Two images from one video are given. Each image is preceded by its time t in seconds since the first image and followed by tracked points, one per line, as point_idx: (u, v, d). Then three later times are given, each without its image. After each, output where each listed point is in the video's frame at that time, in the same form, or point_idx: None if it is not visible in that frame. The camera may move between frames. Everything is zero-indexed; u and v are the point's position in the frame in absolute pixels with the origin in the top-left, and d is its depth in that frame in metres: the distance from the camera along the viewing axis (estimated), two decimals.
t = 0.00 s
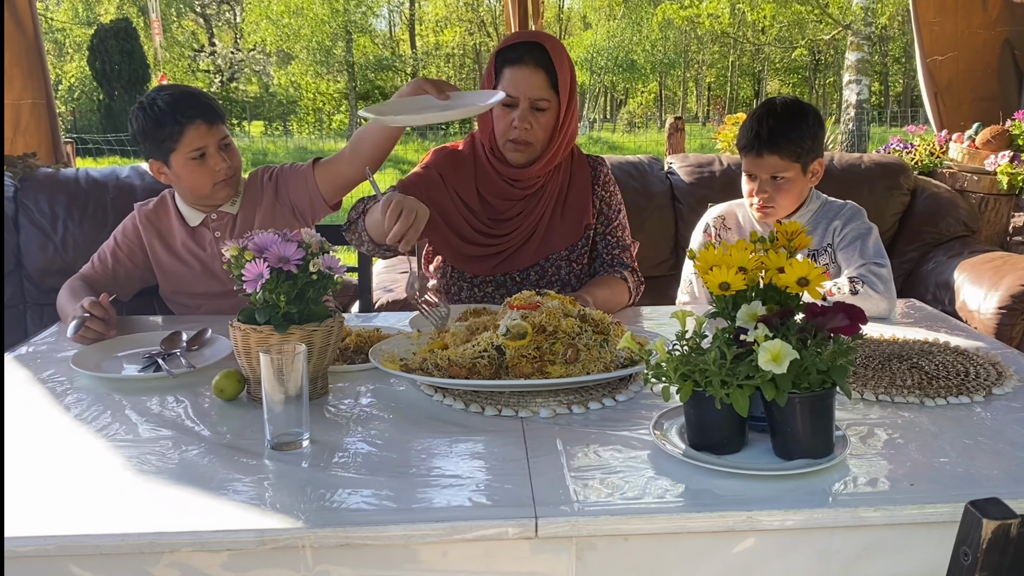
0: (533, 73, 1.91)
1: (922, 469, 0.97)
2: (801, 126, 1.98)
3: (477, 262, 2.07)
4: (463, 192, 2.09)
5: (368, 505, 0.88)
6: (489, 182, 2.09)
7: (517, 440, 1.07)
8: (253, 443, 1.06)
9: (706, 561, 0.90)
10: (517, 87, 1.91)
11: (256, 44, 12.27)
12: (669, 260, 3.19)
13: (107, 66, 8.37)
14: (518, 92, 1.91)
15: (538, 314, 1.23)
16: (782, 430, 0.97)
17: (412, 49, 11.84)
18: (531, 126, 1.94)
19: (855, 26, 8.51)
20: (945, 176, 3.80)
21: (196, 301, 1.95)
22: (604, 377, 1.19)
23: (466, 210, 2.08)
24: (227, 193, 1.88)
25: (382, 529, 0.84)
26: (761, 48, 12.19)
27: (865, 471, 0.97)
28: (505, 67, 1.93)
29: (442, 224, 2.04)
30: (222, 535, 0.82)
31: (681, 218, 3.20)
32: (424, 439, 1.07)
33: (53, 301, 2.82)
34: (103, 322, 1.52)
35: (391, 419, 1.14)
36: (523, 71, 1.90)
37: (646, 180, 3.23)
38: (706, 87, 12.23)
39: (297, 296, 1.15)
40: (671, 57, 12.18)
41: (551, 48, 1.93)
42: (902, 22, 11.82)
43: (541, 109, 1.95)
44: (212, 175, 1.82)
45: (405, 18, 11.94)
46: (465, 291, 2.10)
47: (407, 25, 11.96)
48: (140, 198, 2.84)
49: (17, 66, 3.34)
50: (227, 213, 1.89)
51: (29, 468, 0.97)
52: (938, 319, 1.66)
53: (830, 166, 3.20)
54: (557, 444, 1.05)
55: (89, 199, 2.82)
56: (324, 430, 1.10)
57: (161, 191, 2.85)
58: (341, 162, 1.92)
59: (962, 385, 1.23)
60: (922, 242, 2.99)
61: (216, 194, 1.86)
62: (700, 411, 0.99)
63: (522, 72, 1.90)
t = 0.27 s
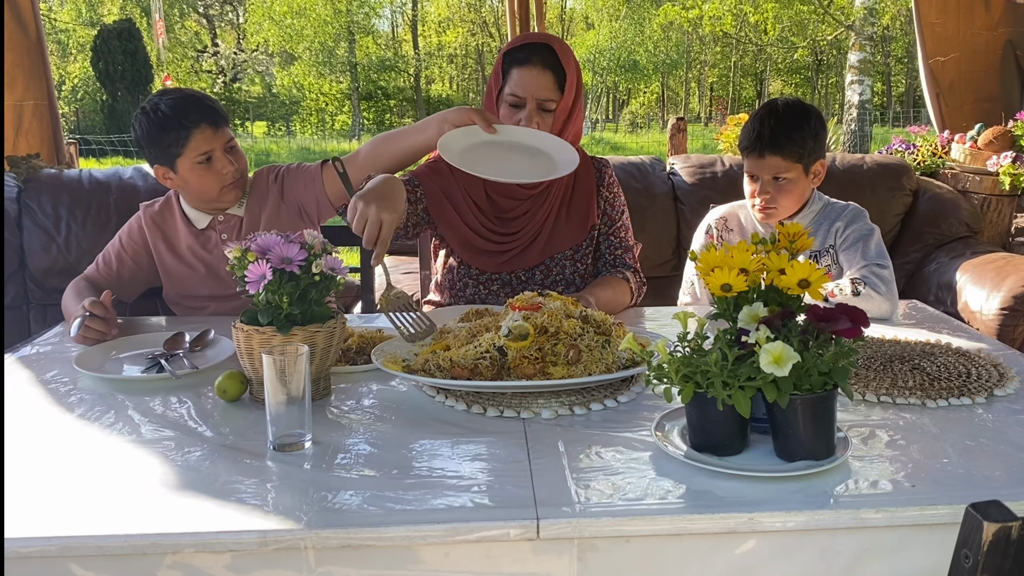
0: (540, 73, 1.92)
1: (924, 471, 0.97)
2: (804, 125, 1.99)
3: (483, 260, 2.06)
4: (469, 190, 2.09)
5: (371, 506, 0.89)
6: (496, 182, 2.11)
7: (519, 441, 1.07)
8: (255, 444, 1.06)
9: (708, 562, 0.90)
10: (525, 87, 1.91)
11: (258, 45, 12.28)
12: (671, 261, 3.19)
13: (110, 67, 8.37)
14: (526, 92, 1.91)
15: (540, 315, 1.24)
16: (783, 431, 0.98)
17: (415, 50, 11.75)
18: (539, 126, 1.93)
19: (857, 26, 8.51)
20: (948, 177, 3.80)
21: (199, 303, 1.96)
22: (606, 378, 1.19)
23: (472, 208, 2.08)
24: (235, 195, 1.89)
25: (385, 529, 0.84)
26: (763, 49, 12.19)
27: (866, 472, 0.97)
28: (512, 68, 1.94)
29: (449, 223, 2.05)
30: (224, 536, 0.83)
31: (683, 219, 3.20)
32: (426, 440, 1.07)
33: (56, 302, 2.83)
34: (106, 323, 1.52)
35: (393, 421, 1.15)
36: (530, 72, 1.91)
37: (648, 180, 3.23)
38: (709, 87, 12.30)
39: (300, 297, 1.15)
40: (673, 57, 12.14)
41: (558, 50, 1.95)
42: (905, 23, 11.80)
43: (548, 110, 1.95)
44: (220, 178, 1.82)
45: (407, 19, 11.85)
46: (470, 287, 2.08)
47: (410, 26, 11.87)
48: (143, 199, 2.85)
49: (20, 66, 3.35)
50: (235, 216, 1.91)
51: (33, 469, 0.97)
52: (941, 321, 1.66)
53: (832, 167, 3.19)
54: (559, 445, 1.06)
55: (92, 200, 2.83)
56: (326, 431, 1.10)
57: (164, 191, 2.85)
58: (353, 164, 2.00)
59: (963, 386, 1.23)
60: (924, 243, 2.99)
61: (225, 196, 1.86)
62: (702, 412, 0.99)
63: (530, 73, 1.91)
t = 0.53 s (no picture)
0: (548, 73, 1.92)
1: (927, 472, 0.96)
2: (807, 125, 2.00)
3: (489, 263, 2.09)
4: (475, 191, 2.09)
5: (373, 508, 0.88)
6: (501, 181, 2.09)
7: (521, 443, 1.07)
8: (256, 445, 1.06)
9: (710, 563, 0.90)
10: (535, 87, 1.91)
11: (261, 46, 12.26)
12: (674, 262, 3.18)
13: (113, 68, 8.37)
14: (534, 91, 1.91)
15: (542, 317, 1.24)
16: (786, 433, 0.97)
17: (418, 50, 11.70)
18: (546, 126, 1.93)
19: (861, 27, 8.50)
20: (951, 177, 3.79)
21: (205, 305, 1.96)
22: (609, 379, 1.18)
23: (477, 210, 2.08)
24: (245, 197, 1.89)
25: (386, 531, 0.84)
26: (767, 49, 12.17)
27: (869, 474, 0.97)
28: (522, 67, 1.94)
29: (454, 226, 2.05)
30: (226, 537, 0.82)
31: (686, 219, 3.19)
32: (428, 441, 1.07)
33: (59, 303, 2.83)
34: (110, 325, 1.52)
35: (395, 421, 1.15)
36: (539, 71, 1.91)
37: (651, 181, 3.22)
38: (711, 88, 12.12)
39: (302, 298, 1.15)
40: (676, 57, 12.09)
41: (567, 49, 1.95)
42: (908, 23, 11.77)
43: (556, 110, 1.95)
44: (230, 180, 1.82)
45: (410, 20, 11.76)
46: (474, 290, 2.11)
47: (412, 27, 11.77)
48: (146, 200, 2.85)
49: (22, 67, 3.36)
50: (243, 218, 1.90)
51: (35, 469, 0.97)
52: (944, 322, 1.66)
53: (835, 168, 3.19)
54: (561, 447, 1.05)
55: (95, 200, 2.83)
56: (328, 432, 1.10)
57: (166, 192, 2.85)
58: (365, 165, 1.90)
59: (967, 387, 1.22)
60: (928, 244, 2.98)
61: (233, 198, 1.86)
62: (705, 413, 0.99)
63: (539, 72, 1.91)
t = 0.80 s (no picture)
0: (546, 73, 1.93)
1: (929, 476, 0.96)
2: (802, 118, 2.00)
3: (491, 268, 2.07)
4: (473, 196, 2.09)
5: (373, 511, 0.88)
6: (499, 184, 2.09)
7: (522, 445, 1.06)
8: (258, 447, 1.06)
9: (712, 567, 0.90)
10: (532, 87, 1.92)
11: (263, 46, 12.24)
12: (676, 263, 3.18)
13: (116, 69, 8.38)
14: (532, 91, 1.91)
15: (544, 318, 1.24)
16: (788, 435, 0.97)
17: (420, 51, 11.68)
18: (546, 126, 1.93)
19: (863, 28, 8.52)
20: (954, 178, 3.78)
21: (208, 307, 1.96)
22: (611, 381, 1.18)
23: (476, 215, 2.08)
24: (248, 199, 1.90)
25: (387, 534, 0.83)
26: (769, 50, 12.17)
27: (872, 477, 0.96)
28: (518, 68, 1.94)
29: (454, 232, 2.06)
30: (226, 540, 0.82)
31: (689, 221, 3.19)
32: (429, 444, 1.07)
33: (61, 304, 2.83)
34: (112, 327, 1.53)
35: (397, 424, 1.14)
36: (537, 71, 1.92)
37: (653, 182, 3.22)
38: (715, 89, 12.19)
39: (303, 300, 1.15)
40: (678, 58, 12.03)
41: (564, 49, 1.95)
42: (910, 23, 11.77)
43: (554, 109, 1.95)
44: (233, 183, 1.82)
45: (413, 20, 11.82)
46: (475, 290, 2.11)
47: (415, 27, 11.82)
48: (148, 202, 2.85)
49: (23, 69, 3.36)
50: (246, 220, 1.90)
51: (37, 472, 0.97)
52: (944, 326, 1.66)
53: (838, 169, 3.17)
54: (563, 449, 1.05)
55: (97, 202, 2.84)
56: (329, 434, 1.10)
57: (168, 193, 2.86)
58: (371, 172, 1.87)
59: (970, 390, 1.22)
60: (931, 245, 2.98)
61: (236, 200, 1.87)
62: (707, 415, 0.99)
63: (536, 72, 1.92)
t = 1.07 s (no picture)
0: (546, 72, 1.92)
1: (936, 484, 0.95)
2: (789, 117, 2.13)
3: (491, 269, 2.06)
4: (473, 197, 2.10)
5: (375, 520, 0.88)
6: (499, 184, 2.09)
7: (525, 452, 1.06)
8: (260, 455, 1.06)
9: None
10: (531, 87, 1.90)
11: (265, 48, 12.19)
12: (679, 267, 3.17)
13: (119, 70, 8.37)
14: (533, 91, 1.90)
15: (546, 324, 1.22)
16: (792, 444, 0.97)
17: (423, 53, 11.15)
18: (546, 126, 1.93)
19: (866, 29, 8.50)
20: (958, 181, 3.77)
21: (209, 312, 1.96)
22: (614, 388, 1.18)
23: (476, 216, 2.08)
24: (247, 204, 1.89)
25: (389, 543, 0.83)
26: (771, 52, 12.11)
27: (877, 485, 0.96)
28: (517, 67, 1.93)
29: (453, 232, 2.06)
30: (228, 550, 0.82)
31: (692, 224, 3.18)
32: (432, 452, 1.07)
33: (64, 307, 2.83)
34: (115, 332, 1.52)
35: (399, 430, 1.14)
36: (535, 70, 1.91)
37: (656, 185, 3.21)
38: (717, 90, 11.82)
39: (305, 306, 1.14)
40: (681, 59, 11.94)
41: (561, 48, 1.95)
42: (913, 25, 11.73)
43: (554, 108, 1.94)
44: (231, 189, 1.81)
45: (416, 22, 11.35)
46: (477, 292, 2.10)
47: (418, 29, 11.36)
48: (150, 205, 2.85)
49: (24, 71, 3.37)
50: (246, 226, 1.89)
51: (39, 480, 0.97)
52: (950, 332, 1.65)
53: (841, 172, 3.16)
54: (566, 457, 1.05)
55: (99, 205, 2.84)
56: (331, 442, 1.10)
57: (170, 196, 2.85)
58: (374, 183, 1.90)
59: (976, 396, 1.21)
60: (934, 249, 2.97)
61: (236, 205, 1.86)
62: (710, 423, 0.98)
63: (535, 71, 1.91)
